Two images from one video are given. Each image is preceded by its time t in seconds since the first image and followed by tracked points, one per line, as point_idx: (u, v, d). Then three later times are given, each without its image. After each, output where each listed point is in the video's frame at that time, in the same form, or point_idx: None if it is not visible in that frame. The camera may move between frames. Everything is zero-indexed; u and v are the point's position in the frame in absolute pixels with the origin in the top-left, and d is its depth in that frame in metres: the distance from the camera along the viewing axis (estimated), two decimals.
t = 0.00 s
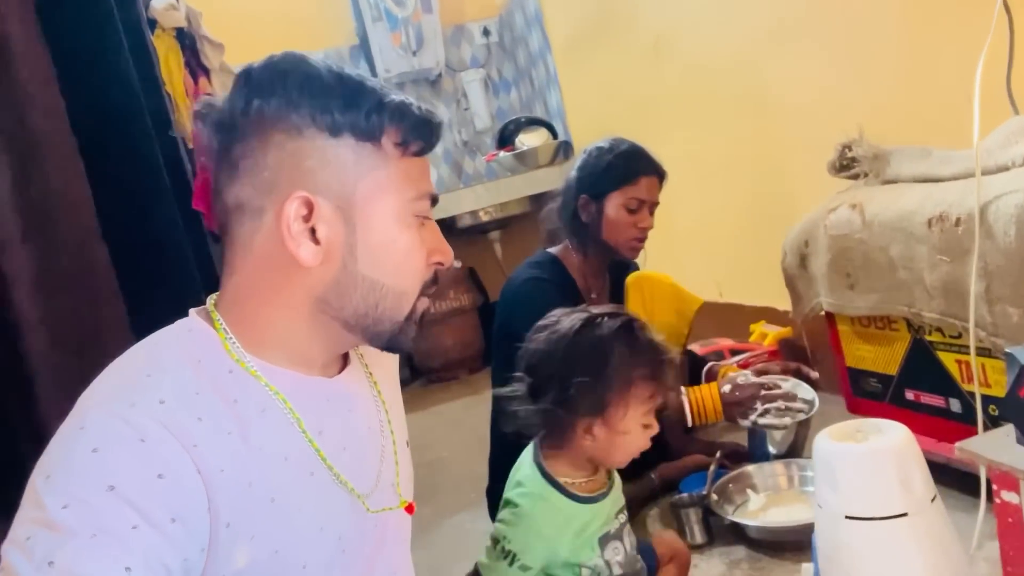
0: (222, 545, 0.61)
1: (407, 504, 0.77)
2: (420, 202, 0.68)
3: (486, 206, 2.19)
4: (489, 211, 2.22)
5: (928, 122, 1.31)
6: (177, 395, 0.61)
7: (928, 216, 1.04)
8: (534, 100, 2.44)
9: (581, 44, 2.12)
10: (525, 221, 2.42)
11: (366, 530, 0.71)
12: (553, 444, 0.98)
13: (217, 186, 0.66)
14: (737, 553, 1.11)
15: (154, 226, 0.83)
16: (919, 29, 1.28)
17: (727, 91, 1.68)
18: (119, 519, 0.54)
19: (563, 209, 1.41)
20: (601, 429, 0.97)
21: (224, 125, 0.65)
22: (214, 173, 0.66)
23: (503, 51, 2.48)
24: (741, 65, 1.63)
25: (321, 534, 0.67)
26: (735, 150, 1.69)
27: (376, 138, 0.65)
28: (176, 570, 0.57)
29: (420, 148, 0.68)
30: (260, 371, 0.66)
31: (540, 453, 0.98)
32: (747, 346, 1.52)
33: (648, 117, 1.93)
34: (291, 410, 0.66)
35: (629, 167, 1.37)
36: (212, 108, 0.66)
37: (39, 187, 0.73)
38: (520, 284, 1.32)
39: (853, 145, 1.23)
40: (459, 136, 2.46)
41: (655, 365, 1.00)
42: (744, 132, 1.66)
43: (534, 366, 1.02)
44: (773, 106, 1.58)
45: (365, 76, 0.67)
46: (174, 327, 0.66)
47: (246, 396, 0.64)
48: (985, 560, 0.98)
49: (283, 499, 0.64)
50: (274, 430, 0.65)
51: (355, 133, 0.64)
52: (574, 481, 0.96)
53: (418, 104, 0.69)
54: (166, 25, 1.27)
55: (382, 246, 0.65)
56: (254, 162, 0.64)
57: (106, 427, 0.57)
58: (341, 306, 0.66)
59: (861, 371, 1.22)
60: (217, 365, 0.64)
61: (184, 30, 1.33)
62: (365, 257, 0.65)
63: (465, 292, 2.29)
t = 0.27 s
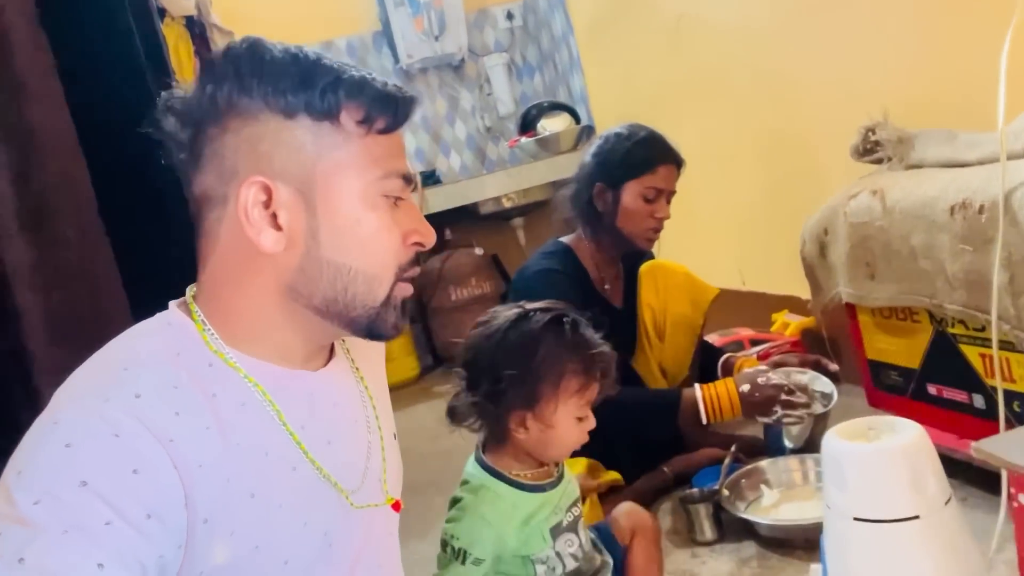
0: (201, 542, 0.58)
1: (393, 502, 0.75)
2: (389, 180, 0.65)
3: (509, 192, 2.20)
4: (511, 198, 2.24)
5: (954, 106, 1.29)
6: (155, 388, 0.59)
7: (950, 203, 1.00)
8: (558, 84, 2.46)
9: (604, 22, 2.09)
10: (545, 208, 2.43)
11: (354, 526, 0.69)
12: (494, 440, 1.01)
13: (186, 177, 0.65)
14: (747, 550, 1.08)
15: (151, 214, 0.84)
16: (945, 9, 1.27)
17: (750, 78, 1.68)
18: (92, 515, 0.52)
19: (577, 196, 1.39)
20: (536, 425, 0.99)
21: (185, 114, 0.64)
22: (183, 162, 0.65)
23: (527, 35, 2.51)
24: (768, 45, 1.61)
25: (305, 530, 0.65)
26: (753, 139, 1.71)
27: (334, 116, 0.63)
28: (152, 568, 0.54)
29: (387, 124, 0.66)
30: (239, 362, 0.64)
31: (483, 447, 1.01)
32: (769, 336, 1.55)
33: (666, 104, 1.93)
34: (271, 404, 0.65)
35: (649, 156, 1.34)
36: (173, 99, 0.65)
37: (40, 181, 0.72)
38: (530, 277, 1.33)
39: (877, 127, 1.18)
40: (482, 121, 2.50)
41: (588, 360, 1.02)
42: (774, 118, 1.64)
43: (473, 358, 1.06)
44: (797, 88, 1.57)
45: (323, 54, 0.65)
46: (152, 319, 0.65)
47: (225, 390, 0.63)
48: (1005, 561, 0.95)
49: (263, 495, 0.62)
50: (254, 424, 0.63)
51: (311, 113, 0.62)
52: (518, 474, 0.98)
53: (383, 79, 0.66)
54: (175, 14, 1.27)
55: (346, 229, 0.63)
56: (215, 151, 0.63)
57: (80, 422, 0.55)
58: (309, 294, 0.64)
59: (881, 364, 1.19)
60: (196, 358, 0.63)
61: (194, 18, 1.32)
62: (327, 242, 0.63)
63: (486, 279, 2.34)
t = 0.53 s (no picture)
0: (186, 548, 0.58)
1: (391, 505, 0.74)
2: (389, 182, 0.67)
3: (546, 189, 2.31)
4: (547, 195, 2.40)
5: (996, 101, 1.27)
6: (138, 392, 0.58)
7: (992, 201, 0.97)
8: (595, 84, 2.52)
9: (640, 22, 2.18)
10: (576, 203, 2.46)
11: (347, 529, 0.68)
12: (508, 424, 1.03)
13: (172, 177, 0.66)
14: (774, 561, 1.05)
15: (162, 210, 0.81)
16: None
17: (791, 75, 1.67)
18: (74, 521, 0.51)
19: (606, 196, 1.36)
20: (547, 408, 0.99)
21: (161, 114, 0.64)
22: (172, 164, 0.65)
23: (566, 32, 2.59)
24: (805, 38, 1.61)
25: (294, 534, 0.64)
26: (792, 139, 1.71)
27: (312, 112, 0.63)
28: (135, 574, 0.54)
29: (369, 118, 0.66)
30: (225, 364, 0.63)
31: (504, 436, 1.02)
32: (806, 338, 1.52)
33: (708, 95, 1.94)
34: (257, 406, 0.64)
35: (682, 159, 1.31)
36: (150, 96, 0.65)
37: (63, 179, 0.67)
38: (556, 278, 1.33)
39: (918, 122, 1.15)
40: (519, 120, 2.59)
41: (596, 344, 1.02)
42: (817, 112, 1.62)
43: (485, 346, 1.07)
44: (837, 83, 1.56)
45: (300, 48, 0.65)
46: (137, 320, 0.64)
47: (210, 393, 0.62)
48: None
49: (250, 499, 0.61)
50: (240, 427, 0.62)
51: (288, 110, 0.62)
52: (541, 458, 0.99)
53: (364, 73, 0.66)
54: (207, 14, 1.28)
55: (327, 229, 0.63)
56: (195, 150, 0.63)
57: (62, 428, 0.54)
58: (290, 296, 0.64)
59: (920, 370, 1.17)
60: (181, 361, 0.62)
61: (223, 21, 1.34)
62: (307, 242, 0.63)
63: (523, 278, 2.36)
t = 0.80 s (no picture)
0: (182, 554, 0.58)
1: (397, 514, 0.73)
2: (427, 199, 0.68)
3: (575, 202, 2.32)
4: (577, 208, 2.35)
5: None
6: (134, 401, 0.58)
7: None
8: (626, 96, 2.53)
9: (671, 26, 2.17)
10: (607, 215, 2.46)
11: (346, 545, 0.68)
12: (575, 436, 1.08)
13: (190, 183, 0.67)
14: None
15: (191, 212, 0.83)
16: None
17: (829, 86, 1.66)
18: (71, 526, 0.51)
19: (639, 207, 1.37)
20: (617, 424, 1.06)
21: (186, 121, 0.65)
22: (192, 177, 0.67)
23: (598, 45, 2.60)
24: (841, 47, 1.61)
25: (289, 547, 0.64)
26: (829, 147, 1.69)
27: (331, 131, 0.64)
28: None
29: (388, 142, 0.66)
30: (223, 376, 0.64)
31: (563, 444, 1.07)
32: (840, 353, 1.52)
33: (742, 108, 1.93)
34: (253, 418, 0.64)
35: (717, 171, 1.32)
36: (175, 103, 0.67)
37: (107, 184, 0.69)
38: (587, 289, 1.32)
39: (956, 135, 1.14)
40: (550, 132, 2.61)
41: (664, 363, 1.08)
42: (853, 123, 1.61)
43: (552, 353, 1.12)
44: (871, 94, 1.56)
45: (326, 69, 0.66)
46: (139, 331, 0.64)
47: (206, 403, 0.63)
48: None
49: (244, 510, 0.62)
50: (235, 440, 0.63)
51: (308, 128, 0.63)
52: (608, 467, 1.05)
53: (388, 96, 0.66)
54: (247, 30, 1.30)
55: (330, 248, 0.63)
56: (212, 159, 0.65)
57: (58, 435, 0.54)
58: (295, 309, 0.64)
59: (958, 388, 1.15)
60: (180, 373, 0.62)
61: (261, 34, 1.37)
62: (314, 258, 0.63)
63: (552, 289, 2.35)
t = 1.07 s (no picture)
0: (190, 549, 0.62)
1: (375, 542, 0.71)
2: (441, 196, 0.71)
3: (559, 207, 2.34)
4: (565, 213, 2.41)
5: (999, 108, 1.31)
6: (144, 394, 0.63)
7: (1012, 202, 1.01)
8: (609, 103, 2.57)
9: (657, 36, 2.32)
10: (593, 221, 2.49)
11: (354, 549, 0.70)
12: (607, 414, 1.07)
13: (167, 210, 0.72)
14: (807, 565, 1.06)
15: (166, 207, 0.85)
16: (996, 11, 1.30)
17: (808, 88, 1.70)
18: (79, 515, 0.56)
19: (631, 205, 1.41)
20: (654, 409, 1.05)
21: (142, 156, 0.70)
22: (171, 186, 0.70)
23: (580, 54, 2.64)
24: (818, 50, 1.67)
25: (292, 546, 0.67)
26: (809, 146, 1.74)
27: (201, 112, 0.66)
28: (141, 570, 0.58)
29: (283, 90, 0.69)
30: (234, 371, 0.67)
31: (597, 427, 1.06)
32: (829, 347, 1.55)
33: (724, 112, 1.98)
34: (258, 415, 0.67)
35: (708, 166, 1.36)
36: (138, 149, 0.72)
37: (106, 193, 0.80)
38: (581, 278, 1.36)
39: (935, 131, 1.17)
40: (535, 140, 2.64)
41: (705, 352, 1.08)
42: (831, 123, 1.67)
43: (593, 336, 1.11)
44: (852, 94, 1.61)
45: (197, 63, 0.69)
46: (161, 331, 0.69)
47: (210, 395, 0.66)
48: None
49: (249, 505, 0.65)
50: (241, 433, 0.66)
51: (181, 117, 0.66)
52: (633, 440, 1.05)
53: (264, 53, 0.70)
54: (239, 40, 1.32)
55: (232, 232, 0.63)
56: (163, 174, 0.67)
57: (68, 429, 0.59)
58: (208, 298, 0.66)
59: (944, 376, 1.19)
60: (189, 367, 0.67)
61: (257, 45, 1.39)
62: (201, 248, 0.64)
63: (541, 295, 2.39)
